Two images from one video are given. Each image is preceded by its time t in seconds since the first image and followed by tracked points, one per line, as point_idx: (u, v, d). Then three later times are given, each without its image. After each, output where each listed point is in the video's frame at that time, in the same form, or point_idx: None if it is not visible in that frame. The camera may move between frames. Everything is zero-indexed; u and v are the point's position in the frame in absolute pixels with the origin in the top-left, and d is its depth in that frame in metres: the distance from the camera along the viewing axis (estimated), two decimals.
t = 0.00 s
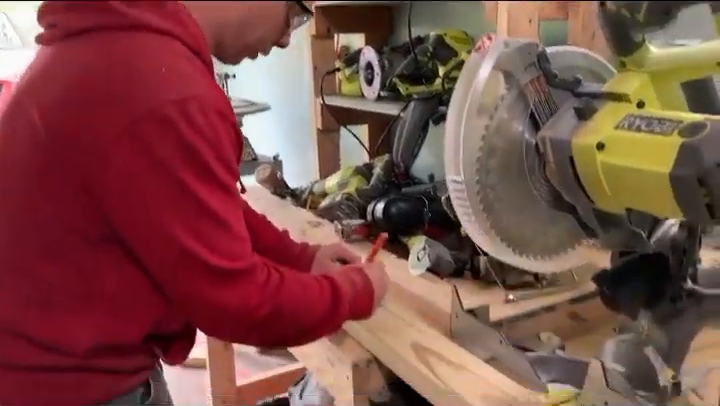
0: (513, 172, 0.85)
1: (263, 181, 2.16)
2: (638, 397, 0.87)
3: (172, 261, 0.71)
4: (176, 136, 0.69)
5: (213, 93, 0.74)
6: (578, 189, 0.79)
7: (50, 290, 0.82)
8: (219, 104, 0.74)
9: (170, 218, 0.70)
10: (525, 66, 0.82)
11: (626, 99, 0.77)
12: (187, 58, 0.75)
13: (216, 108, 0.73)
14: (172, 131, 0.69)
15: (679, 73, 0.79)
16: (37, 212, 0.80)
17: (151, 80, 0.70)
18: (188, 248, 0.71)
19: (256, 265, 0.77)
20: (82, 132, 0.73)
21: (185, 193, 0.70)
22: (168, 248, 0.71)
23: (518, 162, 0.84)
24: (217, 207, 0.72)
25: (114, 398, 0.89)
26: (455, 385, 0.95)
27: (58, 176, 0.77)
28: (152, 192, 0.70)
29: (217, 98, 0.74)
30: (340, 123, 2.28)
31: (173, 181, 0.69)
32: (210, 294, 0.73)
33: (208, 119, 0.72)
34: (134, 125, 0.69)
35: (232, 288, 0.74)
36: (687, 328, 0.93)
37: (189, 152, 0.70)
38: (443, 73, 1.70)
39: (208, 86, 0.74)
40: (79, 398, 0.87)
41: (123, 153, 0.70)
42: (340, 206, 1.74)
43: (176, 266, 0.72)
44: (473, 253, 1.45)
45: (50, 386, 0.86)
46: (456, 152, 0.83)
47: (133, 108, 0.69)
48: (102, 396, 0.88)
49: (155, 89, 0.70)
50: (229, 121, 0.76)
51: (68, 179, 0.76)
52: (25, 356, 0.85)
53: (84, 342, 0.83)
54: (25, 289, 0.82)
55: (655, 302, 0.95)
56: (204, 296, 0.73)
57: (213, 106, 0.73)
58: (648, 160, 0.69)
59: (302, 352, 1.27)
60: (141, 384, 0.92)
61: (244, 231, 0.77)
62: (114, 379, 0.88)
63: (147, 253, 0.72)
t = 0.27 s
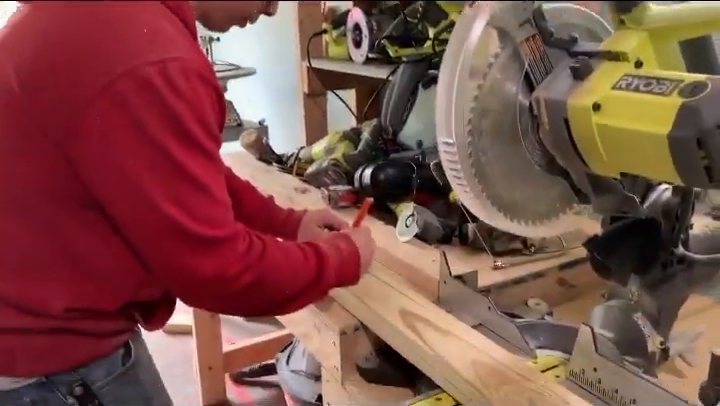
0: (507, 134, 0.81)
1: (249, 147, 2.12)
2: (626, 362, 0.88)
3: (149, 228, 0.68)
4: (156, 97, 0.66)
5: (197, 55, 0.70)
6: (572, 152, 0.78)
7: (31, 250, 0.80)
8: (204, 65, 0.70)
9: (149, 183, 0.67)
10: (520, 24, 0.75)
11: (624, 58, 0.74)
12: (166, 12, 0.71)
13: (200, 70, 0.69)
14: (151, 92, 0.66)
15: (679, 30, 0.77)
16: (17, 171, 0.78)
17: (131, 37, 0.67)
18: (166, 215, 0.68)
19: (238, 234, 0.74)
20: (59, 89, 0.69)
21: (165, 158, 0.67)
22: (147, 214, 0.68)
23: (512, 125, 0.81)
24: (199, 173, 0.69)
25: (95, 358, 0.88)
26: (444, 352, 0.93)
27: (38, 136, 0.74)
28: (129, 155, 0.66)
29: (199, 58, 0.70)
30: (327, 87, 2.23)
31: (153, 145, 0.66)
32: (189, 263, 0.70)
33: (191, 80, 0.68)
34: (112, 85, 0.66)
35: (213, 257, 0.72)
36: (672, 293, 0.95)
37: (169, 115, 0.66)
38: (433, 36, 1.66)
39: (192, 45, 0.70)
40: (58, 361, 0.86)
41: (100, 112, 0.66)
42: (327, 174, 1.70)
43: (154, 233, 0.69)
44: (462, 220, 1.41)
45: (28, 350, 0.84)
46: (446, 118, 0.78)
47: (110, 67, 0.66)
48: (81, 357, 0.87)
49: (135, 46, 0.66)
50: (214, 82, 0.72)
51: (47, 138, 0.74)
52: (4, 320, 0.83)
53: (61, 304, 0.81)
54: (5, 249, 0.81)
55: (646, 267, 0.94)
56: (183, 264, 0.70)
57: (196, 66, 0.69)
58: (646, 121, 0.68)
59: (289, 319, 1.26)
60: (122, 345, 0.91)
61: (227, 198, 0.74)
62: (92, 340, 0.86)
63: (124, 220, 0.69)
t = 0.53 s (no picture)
0: (505, 113, 0.79)
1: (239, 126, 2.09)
2: (621, 344, 0.87)
3: (134, 209, 0.66)
4: (140, 74, 0.63)
5: (182, 31, 0.67)
6: (571, 132, 0.76)
7: (14, 234, 0.78)
8: (190, 41, 0.68)
9: (133, 164, 0.64)
10: None
11: (627, 35, 0.72)
12: None
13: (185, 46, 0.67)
14: (135, 69, 0.63)
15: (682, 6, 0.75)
16: None
17: (115, 13, 0.64)
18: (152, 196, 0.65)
19: (227, 215, 0.72)
20: (40, 67, 0.67)
21: (150, 137, 0.64)
22: (131, 195, 0.65)
23: (510, 103, 0.79)
24: (186, 153, 0.67)
25: (81, 337, 0.86)
26: (437, 334, 0.92)
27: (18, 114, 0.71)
28: (112, 134, 0.64)
29: (185, 34, 0.67)
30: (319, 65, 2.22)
31: (137, 124, 0.64)
32: (176, 245, 0.68)
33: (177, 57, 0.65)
34: (94, 61, 0.63)
35: (201, 240, 0.70)
36: (668, 274, 0.95)
37: (154, 92, 0.64)
38: (427, 13, 1.63)
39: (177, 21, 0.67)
40: (43, 339, 0.84)
41: (82, 90, 0.63)
42: (319, 153, 1.67)
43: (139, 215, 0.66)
44: (455, 201, 1.40)
45: (12, 329, 0.83)
46: (445, 96, 0.76)
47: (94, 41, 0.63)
48: (68, 336, 0.85)
49: (118, 21, 0.64)
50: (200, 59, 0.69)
51: (28, 117, 0.71)
52: None
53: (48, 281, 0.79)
54: None
55: (642, 249, 0.93)
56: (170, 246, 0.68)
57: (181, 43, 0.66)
58: (652, 99, 0.66)
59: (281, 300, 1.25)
60: (109, 324, 0.89)
61: (215, 179, 0.72)
62: (78, 319, 0.85)
63: (107, 201, 0.67)
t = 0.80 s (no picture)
0: (506, 100, 0.77)
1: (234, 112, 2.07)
2: (619, 334, 0.86)
3: (144, 188, 0.64)
4: (141, 53, 0.61)
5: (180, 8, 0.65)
6: (573, 119, 0.74)
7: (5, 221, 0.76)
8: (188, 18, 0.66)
9: (139, 143, 0.63)
10: None
11: (632, 21, 0.71)
12: None
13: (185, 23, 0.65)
14: (136, 47, 0.61)
15: None
16: None
17: None
18: (162, 174, 0.64)
19: (240, 190, 0.71)
20: (36, 49, 0.64)
21: (156, 117, 0.63)
22: (141, 175, 0.64)
23: (511, 91, 0.76)
24: (192, 131, 0.65)
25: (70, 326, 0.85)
26: (434, 323, 0.91)
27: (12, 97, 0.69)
28: (116, 114, 0.62)
29: (183, 12, 0.66)
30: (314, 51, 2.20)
31: (142, 103, 0.62)
32: (189, 223, 0.67)
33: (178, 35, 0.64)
34: (92, 41, 0.61)
35: (214, 217, 0.69)
36: (667, 264, 0.94)
37: (157, 71, 0.62)
38: None
39: None
40: (33, 327, 0.82)
41: (81, 72, 0.61)
42: (314, 141, 1.65)
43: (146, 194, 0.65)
44: (452, 189, 1.38)
45: (1, 318, 0.81)
46: (445, 82, 0.73)
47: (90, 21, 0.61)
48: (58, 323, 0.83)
49: (113, 1, 0.62)
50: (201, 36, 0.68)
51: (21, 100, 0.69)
52: None
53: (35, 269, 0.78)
54: None
55: (642, 238, 0.93)
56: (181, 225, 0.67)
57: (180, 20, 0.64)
58: (660, 86, 0.66)
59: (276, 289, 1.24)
60: (99, 312, 0.88)
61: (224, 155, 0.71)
62: (69, 306, 0.84)
63: (115, 181, 0.65)
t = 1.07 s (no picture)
0: (508, 93, 0.76)
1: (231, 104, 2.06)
2: (618, 329, 0.86)
3: (123, 178, 0.63)
4: (128, 39, 0.61)
5: None
6: (576, 113, 0.74)
7: None
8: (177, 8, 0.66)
9: (124, 132, 0.62)
10: None
11: (637, 13, 0.71)
12: None
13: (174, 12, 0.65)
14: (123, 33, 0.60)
15: None
16: None
17: None
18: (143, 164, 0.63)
19: (217, 185, 0.71)
20: (22, 33, 0.63)
21: (138, 105, 0.62)
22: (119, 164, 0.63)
23: (513, 84, 0.76)
24: (176, 122, 0.65)
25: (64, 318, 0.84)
26: (434, 318, 0.90)
27: None
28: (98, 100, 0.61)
29: None
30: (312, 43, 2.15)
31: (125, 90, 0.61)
32: (166, 216, 0.66)
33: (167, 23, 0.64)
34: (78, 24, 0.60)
35: (191, 211, 0.68)
36: (667, 259, 0.94)
37: (145, 59, 0.62)
38: None
39: None
40: (28, 318, 0.81)
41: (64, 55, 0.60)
42: (312, 132, 1.65)
43: (128, 186, 0.64)
44: (451, 182, 1.38)
45: None
46: (448, 73, 0.71)
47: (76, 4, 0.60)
48: (53, 316, 0.83)
49: None
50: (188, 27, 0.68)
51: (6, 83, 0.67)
52: None
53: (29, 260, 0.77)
54: None
55: (642, 233, 0.92)
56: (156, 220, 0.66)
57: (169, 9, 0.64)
58: (662, 80, 0.66)
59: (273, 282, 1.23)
60: (95, 304, 0.87)
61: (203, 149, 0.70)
62: (65, 297, 0.83)
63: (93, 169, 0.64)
